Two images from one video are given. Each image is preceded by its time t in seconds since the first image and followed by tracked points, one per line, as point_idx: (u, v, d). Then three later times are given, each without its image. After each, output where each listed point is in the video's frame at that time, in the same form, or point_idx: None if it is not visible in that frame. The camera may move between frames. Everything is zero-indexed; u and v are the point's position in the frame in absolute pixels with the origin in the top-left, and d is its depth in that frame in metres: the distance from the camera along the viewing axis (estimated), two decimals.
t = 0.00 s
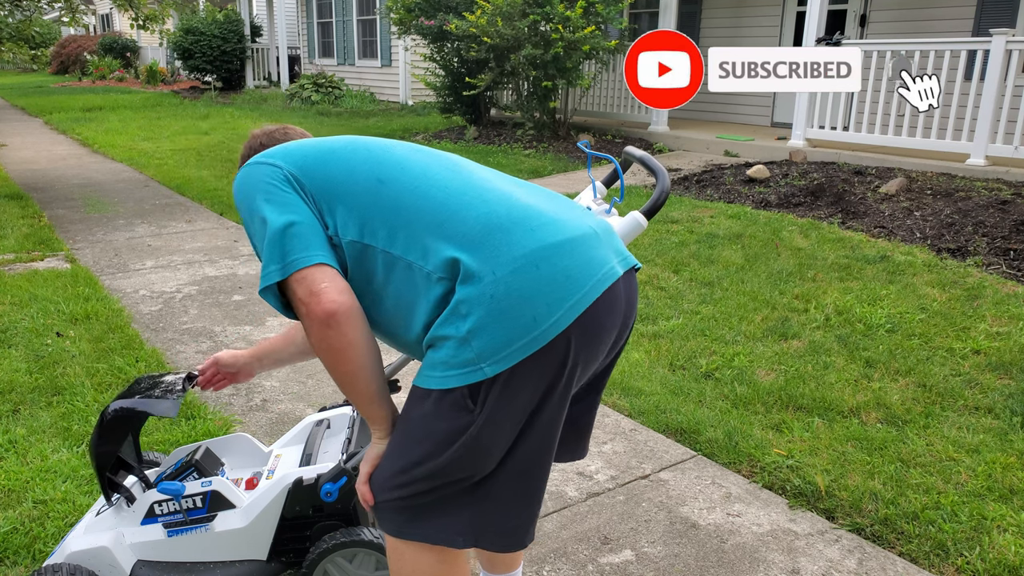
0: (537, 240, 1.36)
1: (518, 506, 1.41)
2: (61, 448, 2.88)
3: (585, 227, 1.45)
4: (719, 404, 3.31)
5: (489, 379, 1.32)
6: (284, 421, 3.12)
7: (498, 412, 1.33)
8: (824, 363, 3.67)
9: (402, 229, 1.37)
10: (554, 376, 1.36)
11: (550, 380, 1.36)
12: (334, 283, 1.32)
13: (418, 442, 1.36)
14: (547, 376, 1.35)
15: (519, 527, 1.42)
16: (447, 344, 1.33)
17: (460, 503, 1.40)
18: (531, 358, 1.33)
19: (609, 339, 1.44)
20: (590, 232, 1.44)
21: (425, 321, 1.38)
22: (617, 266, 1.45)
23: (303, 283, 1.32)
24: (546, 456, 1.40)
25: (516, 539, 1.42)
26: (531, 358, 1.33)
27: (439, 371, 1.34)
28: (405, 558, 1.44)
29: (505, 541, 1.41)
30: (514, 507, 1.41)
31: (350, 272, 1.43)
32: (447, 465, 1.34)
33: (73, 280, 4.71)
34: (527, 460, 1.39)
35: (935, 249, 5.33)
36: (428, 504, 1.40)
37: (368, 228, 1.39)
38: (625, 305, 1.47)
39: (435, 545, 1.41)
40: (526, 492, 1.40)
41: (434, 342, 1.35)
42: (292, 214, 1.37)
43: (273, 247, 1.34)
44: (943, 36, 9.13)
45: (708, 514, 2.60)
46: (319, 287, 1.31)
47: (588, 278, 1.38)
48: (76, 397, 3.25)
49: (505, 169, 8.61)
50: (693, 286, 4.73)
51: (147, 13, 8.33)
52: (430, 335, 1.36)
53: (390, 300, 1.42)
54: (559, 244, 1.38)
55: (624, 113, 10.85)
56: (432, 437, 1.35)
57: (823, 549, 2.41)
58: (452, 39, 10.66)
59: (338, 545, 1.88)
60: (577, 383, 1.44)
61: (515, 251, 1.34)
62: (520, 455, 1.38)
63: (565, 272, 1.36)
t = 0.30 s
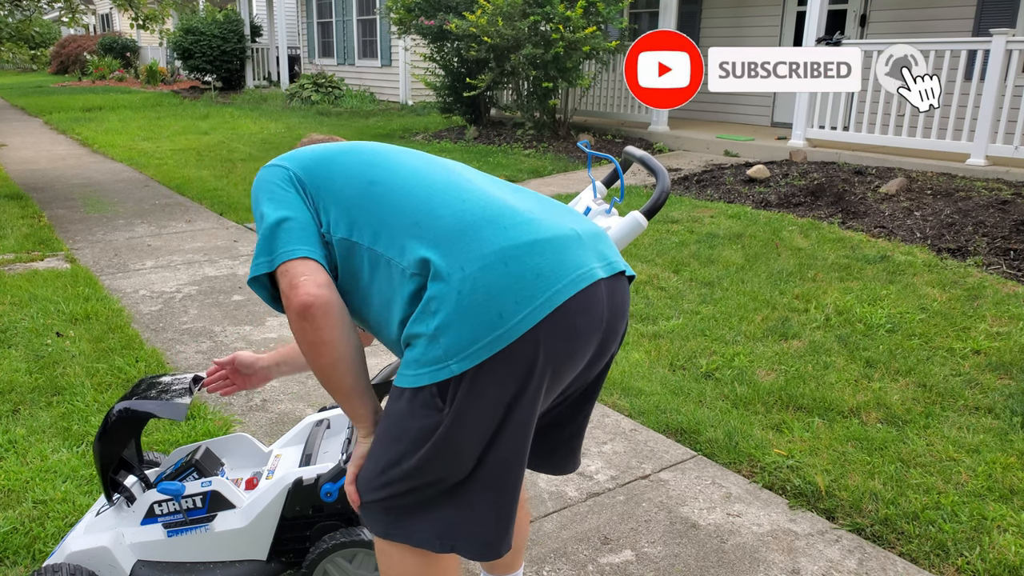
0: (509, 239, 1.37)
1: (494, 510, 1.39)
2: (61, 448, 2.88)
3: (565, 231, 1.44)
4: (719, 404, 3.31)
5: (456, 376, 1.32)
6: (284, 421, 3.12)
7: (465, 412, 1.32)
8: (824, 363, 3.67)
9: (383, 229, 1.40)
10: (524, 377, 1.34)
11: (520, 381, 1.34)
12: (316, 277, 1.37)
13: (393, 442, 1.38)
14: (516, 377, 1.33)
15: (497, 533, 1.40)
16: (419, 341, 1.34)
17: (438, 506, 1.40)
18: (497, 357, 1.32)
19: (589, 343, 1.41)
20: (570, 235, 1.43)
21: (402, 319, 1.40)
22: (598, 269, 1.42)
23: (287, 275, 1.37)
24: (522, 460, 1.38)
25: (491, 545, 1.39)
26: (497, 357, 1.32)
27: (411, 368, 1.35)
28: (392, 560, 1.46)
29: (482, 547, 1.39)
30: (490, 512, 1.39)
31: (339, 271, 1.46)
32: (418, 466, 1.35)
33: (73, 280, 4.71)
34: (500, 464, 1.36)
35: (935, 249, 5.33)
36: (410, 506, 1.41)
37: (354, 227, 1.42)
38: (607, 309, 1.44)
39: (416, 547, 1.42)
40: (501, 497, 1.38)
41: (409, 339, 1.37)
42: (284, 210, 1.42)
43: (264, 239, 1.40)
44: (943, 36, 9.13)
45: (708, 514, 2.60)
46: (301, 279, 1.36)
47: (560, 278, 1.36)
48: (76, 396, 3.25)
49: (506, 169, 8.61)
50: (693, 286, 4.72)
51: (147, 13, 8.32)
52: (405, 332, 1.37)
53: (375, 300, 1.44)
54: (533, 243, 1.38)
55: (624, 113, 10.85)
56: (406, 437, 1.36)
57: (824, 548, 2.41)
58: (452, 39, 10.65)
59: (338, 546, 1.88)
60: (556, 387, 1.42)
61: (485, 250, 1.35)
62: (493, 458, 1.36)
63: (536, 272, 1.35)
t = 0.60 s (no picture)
0: (500, 237, 1.38)
1: (485, 507, 1.38)
2: (60, 448, 2.87)
3: (559, 231, 1.45)
4: (720, 404, 3.31)
5: (446, 371, 1.32)
6: (284, 422, 3.11)
7: (455, 406, 1.32)
8: (824, 363, 3.67)
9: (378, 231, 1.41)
10: (515, 373, 1.34)
11: (511, 377, 1.34)
12: (283, 326, 1.46)
13: (384, 438, 1.38)
14: (506, 374, 1.34)
15: (487, 531, 1.39)
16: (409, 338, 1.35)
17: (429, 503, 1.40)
18: (487, 352, 1.32)
19: (581, 343, 1.41)
20: (563, 236, 1.43)
21: (394, 319, 1.41)
22: (590, 269, 1.43)
23: (259, 317, 1.44)
24: (513, 457, 1.37)
25: (481, 544, 1.38)
26: (487, 352, 1.32)
27: (402, 365, 1.35)
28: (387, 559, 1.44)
29: (472, 544, 1.38)
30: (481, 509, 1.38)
31: (337, 276, 1.47)
32: (408, 461, 1.35)
33: (72, 280, 4.70)
34: (491, 461, 1.36)
35: (935, 249, 5.33)
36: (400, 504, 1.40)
37: (349, 229, 1.43)
38: (601, 310, 1.44)
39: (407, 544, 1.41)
40: (491, 493, 1.38)
41: (400, 337, 1.37)
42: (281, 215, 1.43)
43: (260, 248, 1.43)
44: (943, 35, 9.13)
45: (708, 514, 2.59)
46: (268, 317, 1.44)
47: (550, 275, 1.37)
48: (75, 396, 3.24)
49: (506, 169, 8.60)
50: (693, 286, 4.72)
51: (147, 13, 8.31)
52: (396, 330, 1.38)
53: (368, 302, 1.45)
54: (524, 241, 1.39)
55: (624, 113, 10.84)
56: (398, 433, 1.36)
57: (824, 549, 2.41)
58: (451, 39, 10.64)
59: (338, 546, 1.88)
60: (547, 387, 1.42)
61: (477, 248, 1.36)
62: (484, 455, 1.36)
63: (526, 269, 1.36)
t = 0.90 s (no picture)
0: (496, 234, 1.38)
1: (490, 501, 1.39)
2: (60, 448, 2.87)
3: (554, 227, 1.45)
4: (719, 404, 3.31)
5: (449, 368, 1.32)
6: (284, 422, 3.11)
7: (459, 402, 1.32)
8: (824, 363, 3.67)
9: (373, 235, 1.42)
10: (518, 369, 1.35)
11: (514, 373, 1.34)
12: (242, 329, 1.49)
13: (387, 436, 1.38)
14: (509, 370, 1.34)
15: (494, 523, 1.40)
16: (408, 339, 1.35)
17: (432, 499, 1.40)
18: (489, 348, 1.32)
19: (582, 336, 1.42)
20: (559, 232, 1.44)
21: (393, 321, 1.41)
22: (587, 263, 1.43)
23: (219, 319, 1.47)
24: (517, 450, 1.38)
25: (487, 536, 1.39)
26: (489, 348, 1.32)
27: (402, 366, 1.36)
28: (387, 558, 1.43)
29: (477, 538, 1.39)
30: (486, 504, 1.39)
31: (334, 286, 1.47)
32: (412, 458, 1.35)
33: (72, 280, 4.70)
34: (495, 455, 1.37)
35: (935, 249, 5.33)
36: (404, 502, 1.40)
37: (344, 235, 1.43)
38: (599, 303, 1.44)
39: (412, 539, 1.41)
40: (495, 487, 1.39)
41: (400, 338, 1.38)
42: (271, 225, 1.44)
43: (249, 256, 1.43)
44: (943, 35, 9.13)
45: (708, 514, 2.60)
46: (229, 318, 1.47)
47: (548, 270, 1.37)
48: (75, 396, 3.24)
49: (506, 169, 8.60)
50: (693, 286, 4.72)
51: (147, 13, 8.31)
52: (396, 332, 1.38)
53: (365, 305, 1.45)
54: (521, 238, 1.39)
55: (624, 113, 10.84)
56: (400, 431, 1.36)
57: (824, 549, 2.41)
58: (451, 39, 10.64)
59: (338, 547, 1.88)
60: (549, 381, 1.42)
61: (473, 248, 1.37)
62: (488, 450, 1.36)
63: (523, 265, 1.36)
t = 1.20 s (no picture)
0: (496, 235, 1.39)
1: (490, 501, 1.39)
2: (60, 448, 2.87)
3: (553, 227, 1.45)
4: (719, 404, 3.31)
5: (450, 368, 1.32)
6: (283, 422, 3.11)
7: (460, 402, 1.32)
8: (824, 362, 3.67)
9: (371, 239, 1.42)
10: (519, 369, 1.34)
11: (515, 372, 1.34)
12: (236, 339, 1.51)
13: (387, 437, 1.38)
14: (511, 370, 1.34)
15: (495, 523, 1.40)
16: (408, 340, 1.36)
17: (432, 500, 1.40)
18: (489, 348, 1.32)
19: (583, 336, 1.42)
20: (558, 232, 1.44)
21: (392, 323, 1.41)
22: (586, 262, 1.43)
23: (213, 330, 1.49)
24: (518, 450, 1.38)
25: (488, 535, 1.39)
26: (490, 348, 1.32)
27: (403, 366, 1.35)
28: (386, 559, 1.43)
29: (477, 538, 1.40)
30: (486, 504, 1.39)
31: (331, 291, 1.47)
32: (412, 459, 1.35)
33: (72, 280, 4.70)
34: (496, 455, 1.37)
35: (935, 249, 5.33)
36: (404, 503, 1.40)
37: (341, 240, 1.44)
38: (600, 303, 1.45)
39: (411, 540, 1.41)
40: (496, 488, 1.39)
41: (399, 339, 1.38)
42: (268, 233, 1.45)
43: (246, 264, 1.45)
44: (943, 36, 9.13)
45: (708, 514, 2.59)
46: (223, 327, 1.49)
47: (548, 269, 1.37)
48: (75, 397, 3.24)
49: (506, 168, 8.60)
50: (693, 286, 4.72)
51: (147, 13, 8.31)
52: (396, 334, 1.38)
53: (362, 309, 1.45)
54: (521, 238, 1.39)
55: (624, 113, 10.83)
56: (400, 433, 1.36)
57: (824, 549, 2.41)
58: (451, 39, 10.63)
59: (338, 548, 1.88)
60: (550, 381, 1.42)
61: (472, 248, 1.37)
62: (489, 451, 1.36)
63: (523, 264, 1.36)
